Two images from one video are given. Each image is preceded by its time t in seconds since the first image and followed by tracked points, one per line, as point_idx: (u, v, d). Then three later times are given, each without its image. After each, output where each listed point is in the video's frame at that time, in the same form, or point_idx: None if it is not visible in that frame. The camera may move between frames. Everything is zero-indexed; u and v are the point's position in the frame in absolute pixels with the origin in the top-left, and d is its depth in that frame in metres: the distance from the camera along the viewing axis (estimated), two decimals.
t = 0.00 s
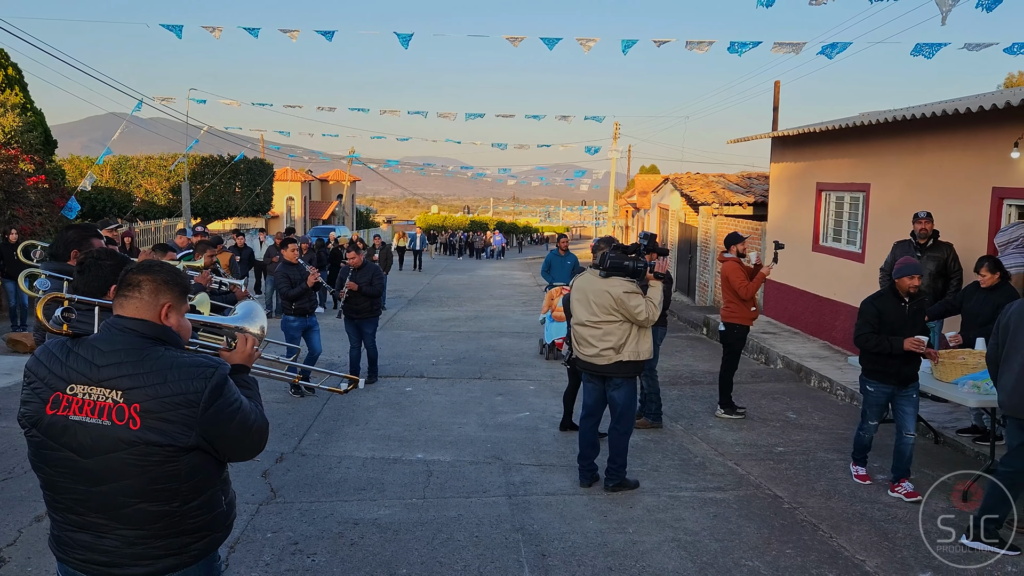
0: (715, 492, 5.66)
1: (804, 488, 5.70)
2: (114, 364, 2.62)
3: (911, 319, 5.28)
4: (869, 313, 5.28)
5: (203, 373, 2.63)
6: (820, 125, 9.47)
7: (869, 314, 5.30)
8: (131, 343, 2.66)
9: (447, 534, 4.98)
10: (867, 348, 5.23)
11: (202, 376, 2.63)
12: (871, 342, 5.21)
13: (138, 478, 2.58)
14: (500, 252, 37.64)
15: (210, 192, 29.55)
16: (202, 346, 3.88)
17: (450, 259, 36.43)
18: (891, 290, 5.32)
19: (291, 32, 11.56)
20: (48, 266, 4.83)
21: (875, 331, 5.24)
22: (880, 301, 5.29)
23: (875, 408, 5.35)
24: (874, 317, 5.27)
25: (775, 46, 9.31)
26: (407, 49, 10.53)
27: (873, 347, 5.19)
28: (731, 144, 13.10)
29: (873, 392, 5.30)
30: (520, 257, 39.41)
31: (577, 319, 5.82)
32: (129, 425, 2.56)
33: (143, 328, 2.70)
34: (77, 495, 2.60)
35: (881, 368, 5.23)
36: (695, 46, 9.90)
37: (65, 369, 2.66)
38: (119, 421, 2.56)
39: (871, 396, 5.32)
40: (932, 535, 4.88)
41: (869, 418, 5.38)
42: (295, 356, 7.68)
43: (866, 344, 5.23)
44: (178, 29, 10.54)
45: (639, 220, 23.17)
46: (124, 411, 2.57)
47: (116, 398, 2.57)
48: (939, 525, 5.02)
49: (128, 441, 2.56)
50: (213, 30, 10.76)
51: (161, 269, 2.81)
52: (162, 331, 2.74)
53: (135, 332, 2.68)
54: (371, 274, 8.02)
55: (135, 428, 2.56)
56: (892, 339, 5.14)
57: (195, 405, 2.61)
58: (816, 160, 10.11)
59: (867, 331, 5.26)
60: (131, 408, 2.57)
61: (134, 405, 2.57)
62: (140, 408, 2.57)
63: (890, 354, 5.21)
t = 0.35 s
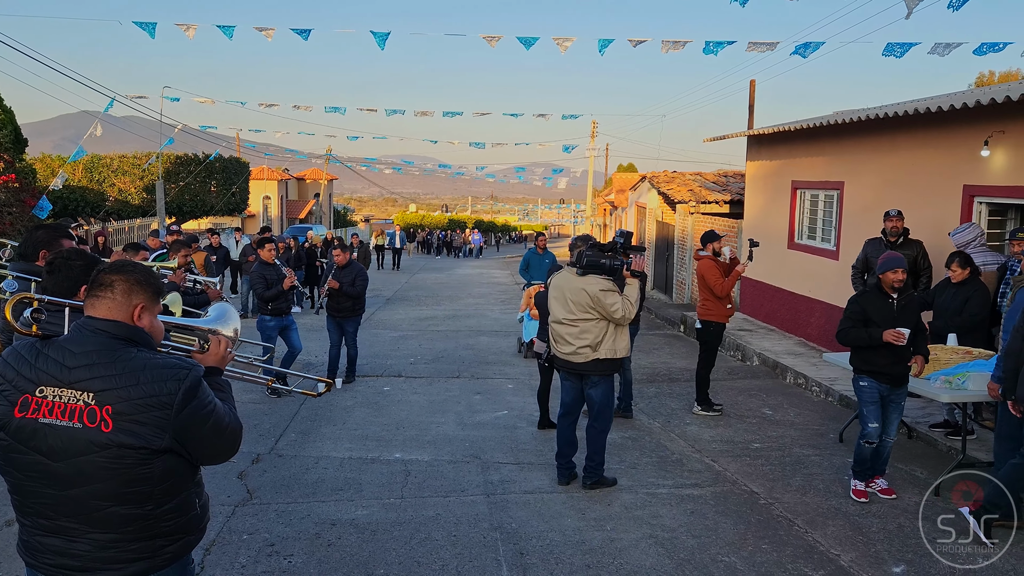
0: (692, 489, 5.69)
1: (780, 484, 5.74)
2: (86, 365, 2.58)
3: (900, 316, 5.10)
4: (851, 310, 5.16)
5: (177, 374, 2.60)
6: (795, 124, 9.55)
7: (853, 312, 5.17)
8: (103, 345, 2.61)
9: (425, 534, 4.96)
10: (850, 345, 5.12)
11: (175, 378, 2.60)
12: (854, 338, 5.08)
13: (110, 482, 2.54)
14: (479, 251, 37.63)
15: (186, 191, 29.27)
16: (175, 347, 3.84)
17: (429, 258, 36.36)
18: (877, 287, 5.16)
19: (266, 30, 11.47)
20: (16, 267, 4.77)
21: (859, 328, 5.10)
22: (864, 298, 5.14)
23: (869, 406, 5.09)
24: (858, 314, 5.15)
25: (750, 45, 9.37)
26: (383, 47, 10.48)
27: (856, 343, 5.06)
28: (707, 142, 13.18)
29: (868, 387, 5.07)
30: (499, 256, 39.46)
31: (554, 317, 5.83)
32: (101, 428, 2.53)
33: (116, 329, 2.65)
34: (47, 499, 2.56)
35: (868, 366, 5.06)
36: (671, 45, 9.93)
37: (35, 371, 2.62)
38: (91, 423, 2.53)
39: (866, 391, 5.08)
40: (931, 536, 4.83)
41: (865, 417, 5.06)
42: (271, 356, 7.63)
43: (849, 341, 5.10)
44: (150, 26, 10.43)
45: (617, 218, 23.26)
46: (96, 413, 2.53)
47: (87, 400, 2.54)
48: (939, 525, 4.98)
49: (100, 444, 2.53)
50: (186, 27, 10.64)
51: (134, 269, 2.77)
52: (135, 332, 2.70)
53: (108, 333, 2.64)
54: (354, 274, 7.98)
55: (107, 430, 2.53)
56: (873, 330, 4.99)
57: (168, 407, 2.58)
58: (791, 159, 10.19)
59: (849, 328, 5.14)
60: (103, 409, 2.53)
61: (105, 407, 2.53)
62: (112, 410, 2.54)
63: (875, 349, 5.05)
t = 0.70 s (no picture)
0: (667, 485, 5.73)
1: (753, 479, 5.80)
2: (53, 369, 2.55)
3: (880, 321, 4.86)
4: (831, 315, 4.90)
5: (146, 374, 2.57)
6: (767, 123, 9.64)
7: (834, 317, 4.92)
8: (68, 346, 2.58)
9: (400, 533, 4.95)
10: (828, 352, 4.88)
11: (145, 378, 2.56)
12: (834, 345, 4.84)
13: (80, 484, 2.52)
14: (456, 250, 37.61)
15: (157, 190, 28.92)
16: (143, 343, 3.80)
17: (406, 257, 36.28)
18: (858, 291, 4.89)
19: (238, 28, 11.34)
20: None
21: (839, 334, 4.86)
22: (845, 303, 4.88)
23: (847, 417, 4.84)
24: (838, 320, 4.89)
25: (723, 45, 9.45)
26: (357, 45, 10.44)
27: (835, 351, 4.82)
28: (681, 141, 13.28)
29: (847, 396, 4.82)
30: (476, 255, 39.46)
31: (529, 316, 5.84)
32: (69, 432, 2.50)
33: (82, 331, 2.61)
34: (14, 504, 2.53)
35: (846, 376, 4.83)
36: (645, 44, 9.98)
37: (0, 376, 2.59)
38: (59, 426, 2.50)
39: (845, 400, 4.84)
40: (930, 535, 4.79)
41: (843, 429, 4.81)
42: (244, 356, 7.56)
43: (828, 348, 4.87)
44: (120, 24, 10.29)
45: (592, 217, 23.35)
46: (64, 416, 2.50)
47: (54, 403, 2.50)
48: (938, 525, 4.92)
49: (70, 447, 2.50)
50: (156, 24, 10.51)
51: (98, 270, 2.72)
52: (102, 333, 2.66)
53: (73, 336, 2.60)
54: (329, 273, 7.95)
55: (76, 434, 2.50)
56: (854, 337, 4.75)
57: (138, 407, 2.55)
58: (764, 158, 10.29)
59: (830, 334, 4.89)
60: (71, 412, 2.50)
61: (73, 409, 2.51)
62: (81, 413, 2.51)
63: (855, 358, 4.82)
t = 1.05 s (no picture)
0: (645, 483, 5.77)
1: (730, 476, 5.86)
2: (26, 368, 2.51)
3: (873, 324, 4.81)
4: (828, 317, 4.79)
5: (122, 372, 2.55)
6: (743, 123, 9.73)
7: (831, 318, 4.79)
8: (42, 346, 2.54)
9: (379, 534, 4.94)
10: (824, 355, 4.79)
11: (120, 375, 2.54)
12: (832, 349, 4.74)
13: (55, 485, 2.49)
14: (434, 250, 37.53)
15: (131, 189, 28.56)
16: (119, 343, 3.77)
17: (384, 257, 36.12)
18: (855, 291, 4.81)
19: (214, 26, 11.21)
20: None
21: (836, 337, 4.77)
22: (843, 304, 4.79)
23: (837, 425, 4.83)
24: (835, 322, 4.79)
25: (700, 45, 9.51)
26: (334, 43, 10.38)
27: (833, 355, 4.72)
28: (659, 141, 13.35)
29: (834, 405, 4.80)
30: (454, 254, 39.41)
31: (508, 315, 5.85)
32: (44, 432, 2.47)
33: (55, 331, 2.58)
34: None
35: (840, 380, 4.76)
36: (622, 44, 10.02)
37: None
38: (33, 427, 2.47)
39: (832, 409, 4.83)
40: (931, 535, 4.76)
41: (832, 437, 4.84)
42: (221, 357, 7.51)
43: (824, 351, 4.78)
44: (92, 21, 10.15)
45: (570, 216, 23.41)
46: (38, 417, 2.47)
47: (28, 404, 2.47)
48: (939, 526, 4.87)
49: (44, 447, 2.47)
50: (130, 21, 10.38)
51: (70, 269, 2.68)
52: (77, 333, 2.63)
53: (46, 336, 2.56)
54: (298, 272, 7.88)
55: (51, 434, 2.48)
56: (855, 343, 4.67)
57: (114, 405, 2.53)
58: (739, 158, 10.39)
59: (827, 336, 4.79)
60: (45, 412, 2.47)
61: (48, 409, 2.48)
62: (56, 412, 2.48)
63: (851, 362, 4.74)
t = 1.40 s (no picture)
0: (625, 481, 5.79)
1: (710, 473, 5.90)
2: (2, 369, 2.48)
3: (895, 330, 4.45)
4: (847, 323, 4.42)
5: (100, 373, 2.52)
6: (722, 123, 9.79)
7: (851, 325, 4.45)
8: (18, 347, 2.51)
9: (360, 534, 4.92)
10: (844, 364, 4.43)
11: (98, 377, 2.51)
12: (855, 358, 4.38)
13: (31, 487, 2.46)
14: (414, 249, 37.43)
15: (107, 188, 28.20)
16: (95, 343, 3.73)
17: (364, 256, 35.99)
18: (876, 296, 4.43)
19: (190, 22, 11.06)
20: None
21: (857, 345, 4.42)
22: (864, 311, 4.40)
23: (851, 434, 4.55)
24: (857, 330, 4.42)
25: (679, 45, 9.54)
26: (312, 42, 10.31)
27: (855, 365, 4.36)
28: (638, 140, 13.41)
29: (853, 416, 4.47)
30: (434, 254, 39.39)
31: (488, 314, 5.84)
32: (20, 432, 2.44)
33: (32, 331, 2.54)
34: None
35: (859, 393, 4.42)
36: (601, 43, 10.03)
37: None
38: (8, 428, 2.43)
39: (851, 420, 4.50)
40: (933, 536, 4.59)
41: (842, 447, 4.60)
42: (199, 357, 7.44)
43: (847, 361, 4.41)
44: (67, 18, 10.00)
45: (550, 216, 23.43)
46: (14, 418, 2.44)
47: (4, 405, 2.44)
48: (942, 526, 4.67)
49: (19, 449, 2.44)
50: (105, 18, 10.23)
51: (48, 268, 2.64)
52: (55, 333, 2.60)
53: (23, 335, 2.53)
54: (254, 270, 7.83)
55: (27, 435, 2.44)
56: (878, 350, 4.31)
57: (92, 407, 2.50)
58: (718, 157, 10.45)
59: (847, 345, 4.42)
60: (21, 413, 2.44)
61: (24, 411, 2.45)
62: (32, 414, 2.45)
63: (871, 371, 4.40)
